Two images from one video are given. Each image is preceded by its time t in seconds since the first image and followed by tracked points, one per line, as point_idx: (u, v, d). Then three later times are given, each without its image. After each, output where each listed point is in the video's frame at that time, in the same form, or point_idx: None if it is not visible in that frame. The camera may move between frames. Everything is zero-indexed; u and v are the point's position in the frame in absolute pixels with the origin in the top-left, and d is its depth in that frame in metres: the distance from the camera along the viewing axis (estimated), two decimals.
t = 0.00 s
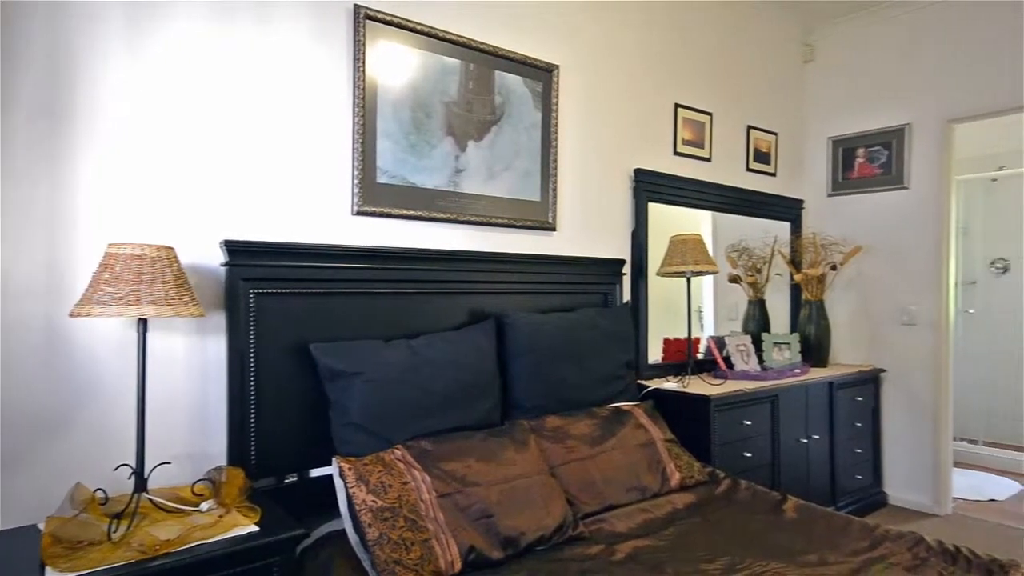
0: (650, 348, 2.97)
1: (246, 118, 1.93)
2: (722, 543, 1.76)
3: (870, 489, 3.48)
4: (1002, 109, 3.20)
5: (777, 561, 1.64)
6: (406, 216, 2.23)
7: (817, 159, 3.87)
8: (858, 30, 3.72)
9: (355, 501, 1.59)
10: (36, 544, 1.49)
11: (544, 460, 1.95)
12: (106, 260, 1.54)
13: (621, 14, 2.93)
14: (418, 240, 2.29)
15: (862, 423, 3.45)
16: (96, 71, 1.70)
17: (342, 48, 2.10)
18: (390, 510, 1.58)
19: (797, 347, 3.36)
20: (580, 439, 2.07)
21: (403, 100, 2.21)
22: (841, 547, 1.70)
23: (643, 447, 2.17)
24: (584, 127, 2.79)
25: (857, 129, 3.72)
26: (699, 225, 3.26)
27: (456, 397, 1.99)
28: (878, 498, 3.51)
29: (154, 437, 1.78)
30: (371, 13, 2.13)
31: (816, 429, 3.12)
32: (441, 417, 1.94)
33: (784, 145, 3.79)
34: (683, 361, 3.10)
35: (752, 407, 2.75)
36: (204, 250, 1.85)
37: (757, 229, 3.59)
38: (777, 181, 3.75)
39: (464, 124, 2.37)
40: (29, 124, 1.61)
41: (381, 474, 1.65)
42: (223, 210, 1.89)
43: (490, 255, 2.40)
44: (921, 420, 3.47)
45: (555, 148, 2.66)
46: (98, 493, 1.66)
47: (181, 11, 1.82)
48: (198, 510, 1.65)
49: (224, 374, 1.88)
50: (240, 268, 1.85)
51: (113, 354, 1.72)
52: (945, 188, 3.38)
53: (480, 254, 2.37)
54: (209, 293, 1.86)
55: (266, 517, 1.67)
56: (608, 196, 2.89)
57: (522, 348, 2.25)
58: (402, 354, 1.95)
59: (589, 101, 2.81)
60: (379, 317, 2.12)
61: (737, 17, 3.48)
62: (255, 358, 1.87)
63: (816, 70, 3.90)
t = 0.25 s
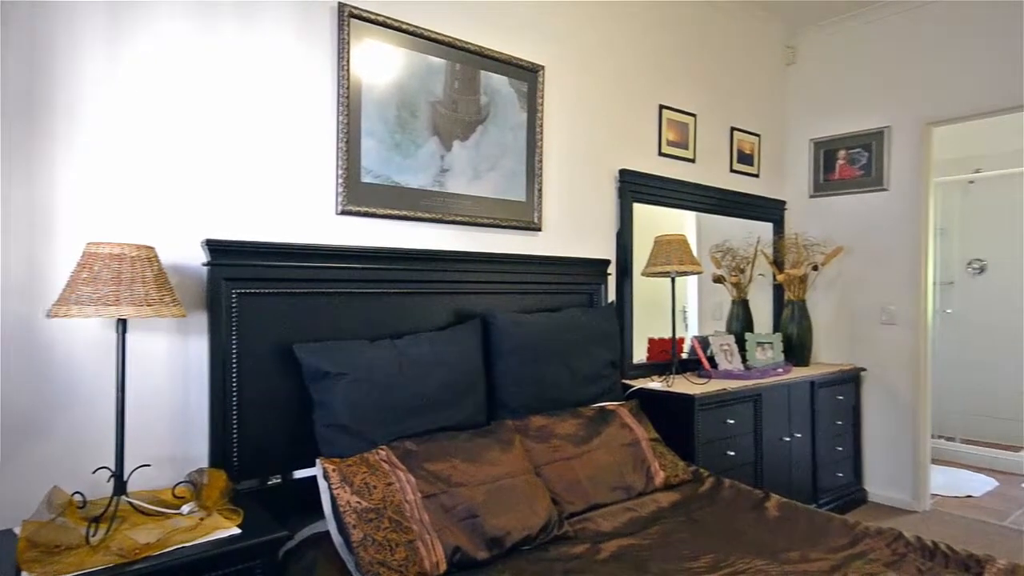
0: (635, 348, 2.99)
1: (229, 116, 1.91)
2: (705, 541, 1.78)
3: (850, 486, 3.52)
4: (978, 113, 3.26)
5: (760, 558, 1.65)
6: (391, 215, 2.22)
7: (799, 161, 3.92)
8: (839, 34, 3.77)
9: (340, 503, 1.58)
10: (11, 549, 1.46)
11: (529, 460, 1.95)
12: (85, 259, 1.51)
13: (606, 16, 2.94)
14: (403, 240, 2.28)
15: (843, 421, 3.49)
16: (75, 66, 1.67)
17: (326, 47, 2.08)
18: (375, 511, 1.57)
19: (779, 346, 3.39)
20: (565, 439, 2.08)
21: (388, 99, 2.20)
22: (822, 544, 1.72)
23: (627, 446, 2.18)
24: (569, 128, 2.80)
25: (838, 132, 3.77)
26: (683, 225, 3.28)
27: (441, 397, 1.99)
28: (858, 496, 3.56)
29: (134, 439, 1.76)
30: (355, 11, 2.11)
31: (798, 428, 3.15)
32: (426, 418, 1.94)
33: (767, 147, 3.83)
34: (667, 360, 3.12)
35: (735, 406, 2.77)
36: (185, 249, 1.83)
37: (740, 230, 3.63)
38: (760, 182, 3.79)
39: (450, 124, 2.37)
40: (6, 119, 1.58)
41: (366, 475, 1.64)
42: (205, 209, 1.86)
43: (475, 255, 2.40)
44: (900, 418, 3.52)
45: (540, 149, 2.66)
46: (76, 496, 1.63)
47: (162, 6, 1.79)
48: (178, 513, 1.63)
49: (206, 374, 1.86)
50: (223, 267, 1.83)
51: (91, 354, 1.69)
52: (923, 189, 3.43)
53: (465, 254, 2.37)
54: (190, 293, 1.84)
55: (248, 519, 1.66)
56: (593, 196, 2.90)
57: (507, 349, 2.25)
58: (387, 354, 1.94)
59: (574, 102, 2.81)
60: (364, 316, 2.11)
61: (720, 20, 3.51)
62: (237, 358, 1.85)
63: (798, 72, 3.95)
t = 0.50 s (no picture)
0: (621, 348, 3.00)
1: (212, 115, 1.88)
2: (689, 539, 1.79)
3: (832, 484, 3.57)
4: (966, 113, 3.28)
5: (744, 556, 1.67)
6: (376, 215, 2.21)
7: (781, 162, 3.96)
8: (821, 37, 3.82)
9: (324, 504, 1.56)
10: None
11: (515, 460, 1.95)
12: (62, 259, 1.49)
13: (592, 16, 2.96)
14: (389, 240, 2.27)
15: (825, 420, 3.53)
16: (53, 63, 1.64)
17: (311, 45, 2.07)
18: (360, 512, 1.56)
19: (763, 345, 3.42)
20: (551, 439, 2.08)
21: (373, 98, 2.19)
22: (804, 541, 1.74)
23: (613, 446, 2.19)
24: (555, 128, 2.80)
25: (820, 134, 3.81)
26: (668, 226, 3.30)
27: (427, 397, 1.98)
28: (840, 493, 3.60)
29: (114, 442, 1.73)
30: (340, 10, 2.10)
31: (781, 426, 3.19)
32: (412, 418, 1.93)
33: (750, 148, 3.87)
34: (653, 360, 3.14)
35: (719, 405, 2.80)
36: (167, 249, 1.80)
37: (724, 230, 3.65)
38: (744, 183, 3.82)
39: (436, 123, 2.36)
40: None
41: (351, 476, 1.63)
42: (187, 209, 1.84)
43: (461, 255, 2.39)
44: (880, 416, 3.57)
45: (526, 149, 2.66)
46: (54, 499, 1.61)
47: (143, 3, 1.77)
48: (159, 516, 1.60)
49: (188, 375, 1.83)
50: (205, 267, 1.81)
51: (70, 356, 1.67)
52: (903, 191, 3.49)
53: (450, 254, 2.36)
54: (172, 293, 1.81)
55: (231, 521, 1.64)
56: (579, 197, 2.91)
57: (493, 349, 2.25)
58: (372, 354, 1.93)
59: (560, 103, 2.82)
60: (349, 316, 2.10)
61: (705, 22, 3.53)
62: (220, 359, 1.83)
63: (781, 74, 3.99)
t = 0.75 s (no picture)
0: (607, 348, 3.02)
1: (195, 113, 1.86)
2: (674, 537, 1.80)
3: (815, 482, 3.60)
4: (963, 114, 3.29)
5: (728, 553, 1.68)
6: (362, 215, 2.20)
7: (765, 164, 4.00)
8: (804, 40, 3.86)
9: (309, 506, 1.55)
10: None
11: (501, 460, 1.95)
12: (40, 258, 1.46)
13: (578, 17, 2.97)
14: (374, 240, 2.26)
15: (808, 418, 3.57)
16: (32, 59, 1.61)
17: (296, 43, 2.05)
18: (345, 513, 1.55)
19: (748, 345, 3.45)
20: (537, 438, 2.09)
21: (358, 96, 2.17)
22: (787, 539, 1.76)
23: (599, 445, 2.20)
24: (542, 128, 2.81)
25: (803, 136, 3.85)
26: (654, 226, 3.32)
27: (413, 398, 1.97)
28: (823, 491, 3.64)
29: (94, 444, 1.70)
30: (325, 8, 2.08)
31: (765, 425, 3.22)
32: (398, 418, 1.92)
33: (735, 149, 3.90)
34: (638, 360, 3.15)
35: (704, 404, 2.82)
36: (148, 248, 1.78)
37: (710, 231, 3.68)
38: (728, 184, 3.85)
39: (422, 123, 2.35)
40: None
41: (336, 477, 1.62)
42: (170, 208, 1.82)
43: (447, 255, 2.39)
44: (862, 414, 3.62)
45: (512, 148, 2.66)
46: (32, 503, 1.58)
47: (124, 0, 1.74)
48: (140, 519, 1.58)
49: (170, 376, 1.81)
50: (187, 267, 1.79)
51: (49, 357, 1.64)
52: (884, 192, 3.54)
53: (436, 254, 2.35)
54: (153, 292, 1.79)
55: (213, 524, 1.62)
56: (566, 197, 2.91)
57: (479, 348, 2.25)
58: (357, 354, 1.92)
59: (546, 103, 2.83)
60: (334, 316, 2.08)
61: (689, 24, 3.56)
62: (203, 359, 1.81)
63: (765, 77, 4.03)
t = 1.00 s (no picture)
0: (593, 347, 3.03)
1: (177, 112, 1.84)
2: (659, 536, 1.81)
3: (798, 480, 3.64)
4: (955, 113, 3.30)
5: (712, 552, 1.70)
6: (346, 214, 2.18)
7: (750, 164, 4.04)
8: (787, 43, 3.90)
9: (293, 507, 1.54)
10: None
11: (488, 460, 1.95)
12: (17, 258, 1.44)
13: (565, 17, 2.97)
14: (359, 240, 2.25)
15: (792, 417, 3.61)
16: (8, 56, 1.58)
17: (280, 42, 2.03)
18: (330, 515, 1.54)
19: (731, 344, 3.50)
20: (523, 438, 2.09)
21: (343, 95, 2.16)
22: (771, 536, 1.78)
23: (585, 445, 2.21)
24: (528, 128, 2.81)
25: (787, 137, 3.89)
26: (640, 226, 3.33)
27: (399, 398, 1.96)
28: (806, 489, 3.69)
29: (73, 446, 1.68)
30: (309, 6, 2.07)
31: (749, 424, 3.25)
32: (384, 419, 1.91)
33: (720, 150, 3.93)
34: (624, 359, 3.17)
35: (689, 403, 2.84)
36: (129, 247, 1.75)
37: (695, 231, 3.71)
38: (713, 185, 3.88)
39: (407, 122, 2.34)
40: None
41: (320, 479, 1.61)
42: (152, 207, 1.79)
43: (433, 255, 2.38)
44: (844, 413, 3.66)
45: (499, 148, 2.66)
46: (10, 508, 1.55)
47: None
48: (121, 522, 1.56)
49: (152, 378, 1.79)
50: (169, 267, 1.76)
51: (27, 359, 1.61)
52: (866, 194, 3.58)
53: (422, 253, 2.34)
54: (133, 292, 1.76)
55: (196, 527, 1.60)
56: (552, 197, 2.92)
57: (464, 348, 2.25)
58: (342, 355, 1.91)
59: (532, 103, 2.83)
60: (319, 316, 2.07)
61: (675, 25, 3.58)
62: (185, 361, 1.79)
63: (749, 79, 4.07)
